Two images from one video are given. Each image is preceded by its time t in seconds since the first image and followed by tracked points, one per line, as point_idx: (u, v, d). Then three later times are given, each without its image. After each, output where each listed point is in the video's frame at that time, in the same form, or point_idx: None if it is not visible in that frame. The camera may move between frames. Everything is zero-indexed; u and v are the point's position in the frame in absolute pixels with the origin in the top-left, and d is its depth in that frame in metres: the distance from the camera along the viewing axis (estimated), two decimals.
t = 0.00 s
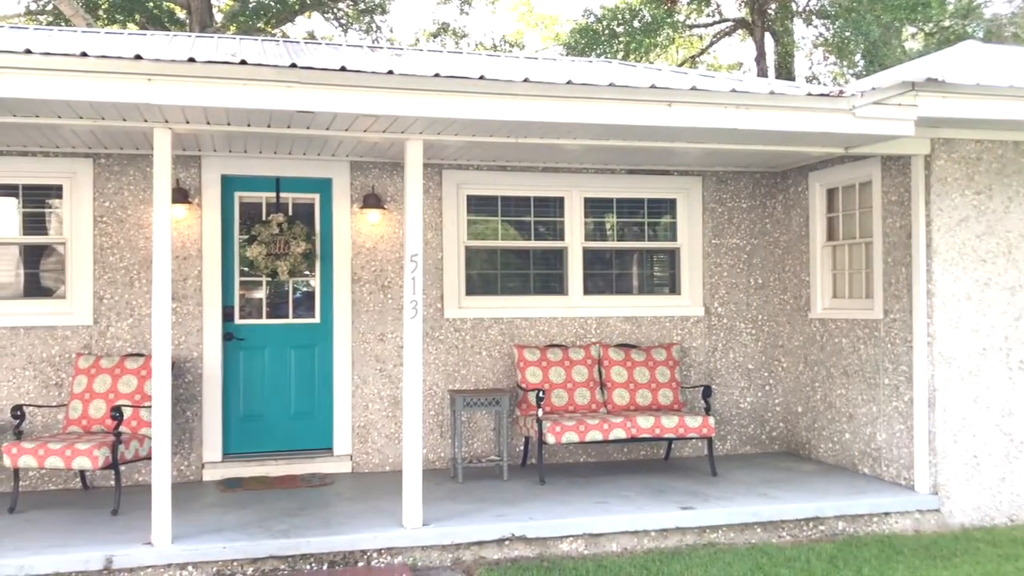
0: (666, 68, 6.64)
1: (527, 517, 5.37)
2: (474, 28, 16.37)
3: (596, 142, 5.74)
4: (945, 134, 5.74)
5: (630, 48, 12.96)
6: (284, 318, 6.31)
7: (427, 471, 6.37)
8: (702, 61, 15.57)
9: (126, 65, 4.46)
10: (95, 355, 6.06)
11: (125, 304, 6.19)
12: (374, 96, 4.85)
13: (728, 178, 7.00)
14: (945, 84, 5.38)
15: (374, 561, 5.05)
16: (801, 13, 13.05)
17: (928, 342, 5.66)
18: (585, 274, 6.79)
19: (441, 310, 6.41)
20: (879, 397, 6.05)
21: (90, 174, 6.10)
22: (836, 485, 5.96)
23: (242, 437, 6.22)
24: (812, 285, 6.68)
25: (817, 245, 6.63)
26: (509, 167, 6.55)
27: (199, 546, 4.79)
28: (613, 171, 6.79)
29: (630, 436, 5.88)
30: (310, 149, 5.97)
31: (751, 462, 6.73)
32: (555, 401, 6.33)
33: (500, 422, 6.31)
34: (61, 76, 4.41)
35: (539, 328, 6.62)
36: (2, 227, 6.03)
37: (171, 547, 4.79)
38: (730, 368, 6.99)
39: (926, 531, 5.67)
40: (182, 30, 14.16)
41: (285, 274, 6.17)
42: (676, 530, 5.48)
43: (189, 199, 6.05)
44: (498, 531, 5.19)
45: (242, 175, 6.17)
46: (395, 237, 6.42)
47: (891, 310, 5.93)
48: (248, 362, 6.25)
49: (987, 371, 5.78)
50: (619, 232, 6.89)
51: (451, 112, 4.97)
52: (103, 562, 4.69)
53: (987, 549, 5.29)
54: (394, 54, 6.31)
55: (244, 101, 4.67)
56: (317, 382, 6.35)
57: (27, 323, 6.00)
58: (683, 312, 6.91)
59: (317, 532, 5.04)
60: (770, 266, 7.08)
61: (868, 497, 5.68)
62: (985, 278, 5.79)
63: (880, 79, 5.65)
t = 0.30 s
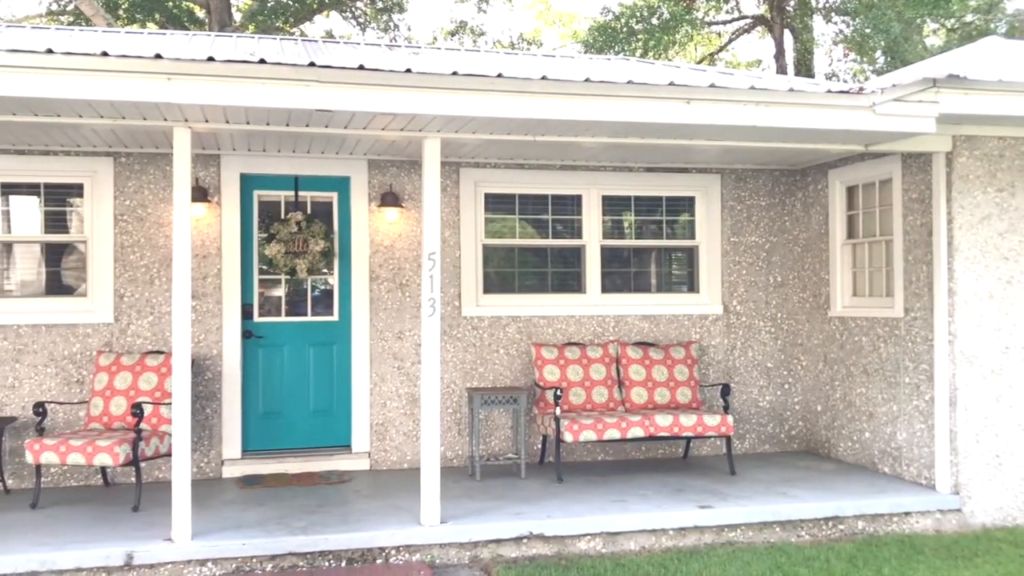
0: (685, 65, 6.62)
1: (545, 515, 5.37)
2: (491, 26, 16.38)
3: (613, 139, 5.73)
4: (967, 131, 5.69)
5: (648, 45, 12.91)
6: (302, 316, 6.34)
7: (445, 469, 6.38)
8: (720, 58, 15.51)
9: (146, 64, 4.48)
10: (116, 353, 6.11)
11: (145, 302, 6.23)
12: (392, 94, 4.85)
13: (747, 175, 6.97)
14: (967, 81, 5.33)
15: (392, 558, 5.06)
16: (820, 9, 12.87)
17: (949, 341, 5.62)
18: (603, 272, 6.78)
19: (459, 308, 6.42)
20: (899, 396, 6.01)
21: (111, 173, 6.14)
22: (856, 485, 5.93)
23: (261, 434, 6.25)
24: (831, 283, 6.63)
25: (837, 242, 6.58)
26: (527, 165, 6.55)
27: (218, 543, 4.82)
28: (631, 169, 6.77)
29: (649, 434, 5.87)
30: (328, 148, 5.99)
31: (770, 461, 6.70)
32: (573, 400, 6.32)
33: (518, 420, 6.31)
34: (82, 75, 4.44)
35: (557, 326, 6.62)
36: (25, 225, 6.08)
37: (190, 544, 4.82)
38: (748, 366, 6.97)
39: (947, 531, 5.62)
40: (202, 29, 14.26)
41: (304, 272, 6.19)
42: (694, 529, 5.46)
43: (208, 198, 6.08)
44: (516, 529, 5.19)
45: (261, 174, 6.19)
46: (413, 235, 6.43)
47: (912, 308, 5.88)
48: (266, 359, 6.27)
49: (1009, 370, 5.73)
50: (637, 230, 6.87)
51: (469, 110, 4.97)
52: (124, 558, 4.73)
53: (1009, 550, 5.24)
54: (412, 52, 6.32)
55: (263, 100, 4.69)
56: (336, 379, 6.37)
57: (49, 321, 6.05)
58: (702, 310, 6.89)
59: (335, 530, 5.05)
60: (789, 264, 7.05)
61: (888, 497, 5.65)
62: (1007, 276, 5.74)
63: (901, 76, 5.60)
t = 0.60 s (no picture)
0: (701, 62, 6.60)
1: (561, 513, 5.37)
2: (507, 24, 16.40)
3: (629, 137, 5.72)
4: (986, 128, 5.65)
5: (664, 43, 12.92)
6: (319, 314, 6.37)
7: (461, 467, 6.39)
8: (736, 55, 15.46)
9: (164, 63, 4.50)
10: (134, 350, 6.15)
11: (163, 300, 6.27)
12: (408, 93, 4.86)
13: (764, 173, 6.95)
14: (986, 77, 5.28)
15: (409, 556, 5.07)
16: (838, 6, 12.96)
17: (968, 339, 5.58)
18: (619, 270, 6.77)
19: (475, 306, 6.44)
20: (917, 395, 5.97)
21: (129, 171, 6.18)
22: (874, 484, 5.90)
23: (278, 432, 6.28)
24: (849, 281, 6.60)
25: (854, 240, 6.54)
26: (543, 163, 6.56)
27: (236, 540, 4.85)
28: (647, 167, 6.76)
29: (665, 433, 5.86)
30: (345, 146, 6.01)
31: (787, 459, 6.68)
32: (589, 398, 6.32)
33: (534, 418, 6.31)
34: (102, 74, 4.47)
35: (573, 324, 6.62)
36: (44, 224, 6.13)
37: (208, 540, 4.85)
38: (766, 365, 6.95)
39: (966, 531, 5.58)
40: (219, 29, 14.34)
41: (320, 270, 6.21)
42: (711, 528, 5.44)
43: (225, 196, 6.10)
44: (532, 527, 5.19)
45: (278, 172, 6.22)
46: (429, 233, 6.45)
47: (930, 306, 5.84)
48: (283, 357, 6.30)
49: None
50: (653, 228, 6.86)
51: (485, 108, 4.97)
52: (142, 555, 4.75)
53: None
54: (428, 50, 6.33)
55: (280, 99, 4.71)
56: (352, 377, 6.39)
57: (68, 319, 6.10)
58: (718, 309, 6.87)
59: (352, 527, 5.07)
60: (807, 262, 7.02)
61: (906, 496, 5.62)
62: None
63: (919, 72, 5.56)
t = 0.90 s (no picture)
0: (716, 59, 6.58)
1: (575, 511, 5.37)
2: (521, 22, 16.41)
3: (643, 135, 5.71)
4: (1005, 124, 5.60)
5: (679, 41, 12.84)
6: (334, 312, 6.39)
7: (476, 465, 6.40)
8: (750, 52, 15.43)
9: (179, 62, 4.52)
10: (151, 348, 6.18)
11: (179, 298, 6.31)
12: (423, 91, 4.87)
13: (779, 170, 6.93)
14: (1005, 73, 5.22)
15: (424, 553, 5.08)
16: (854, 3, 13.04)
17: (986, 337, 5.54)
18: (634, 268, 6.76)
19: (489, 304, 6.45)
20: (934, 393, 5.94)
21: (145, 170, 6.22)
22: (890, 483, 5.88)
23: (293, 429, 6.31)
24: (865, 279, 6.56)
25: (871, 238, 6.50)
26: (557, 160, 6.56)
27: (252, 537, 4.87)
28: (662, 165, 6.76)
29: (680, 431, 5.85)
30: (360, 145, 6.02)
31: (802, 458, 6.66)
32: (603, 396, 6.31)
33: (548, 416, 6.31)
34: (119, 74, 4.50)
35: (587, 322, 6.62)
36: (62, 222, 6.18)
37: (224, 537, 4.87)
38: (781, 363, 6.92)
39: (984, 530, 5.55)
40: (234, 28, 14.43)
41: (335, 268, 6.24)
42: (726, 526, 5.43)
43: (241, 195, 6.13)
44: (547, 525, 5.19)
45: (293, 171, 6.24)
46: (443, 231, 6.46)
47: (947, 304, 5.81)
48: (299, 355, 6.33)
49: None
50: (668, 226, 6.84)
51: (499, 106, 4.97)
52: (159, 551, 4.79)
53: None
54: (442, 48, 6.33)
55: (296, 97, 4.72)
56: (367, 375, 6.41)
57: (86, 317, 6.14)
58: (733, 306, 6.86)
59: (367, 524, 5.09)
60: (822, 259, 6.99)
61: (923, 495, 5.59)
62: None
63: (936, 68, 5.50)
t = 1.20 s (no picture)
0: (730, 56, 6.55)
1: (589, 508, 5.36)
2: (534, 20, 16.40)
3: (657, 132, 5.69)
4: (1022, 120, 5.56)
5: (693, 37, 12.90)
6: (348, 310, 6.40)
7: (489, 462, 6.41)
8: (764, 49, 15.38)
9: (194, 61, 4.54)
10: (167, 346, 6.21)
11: (194, 296, 6.34)
12: (436, 89, 4.87)
13: (794, 167, 6.90)
14: None
15: (437, 550, 5.09)
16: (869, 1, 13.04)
17: (1002, 335, 5.50)
18: (647, 266, 6.75)
19: (502, 302, 6.46)
20: (950, 391, 5.91)
21: (160, 169, 6.24)
22: (905, 481, 5.85)
23: (307, 426, 6.33)
24: (880, 276, 6.53)
25: (886, 235, 6.47)
26: (570, 158, 6.56)
27: (267, 534, 4.89)
28: (675, 162, 6.74)
29: (694, 429, 5.83)
30: (373, 143, 6.03)
31: (817, 456, 6.64)
32: (617, 394, 6.31)
33: (562, 414, 6.31)
34: (134, 73, 4.53)
35: (601, 320, 6.62)
36: (77, 221, 6.21)
37: (239, 534, 4.89)
38: (795, 361, 6.90)
39: (1001, 529, 5.52)
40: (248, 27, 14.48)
41: (349, 266, 6.25)
42: (740, 524, 5.41)
43: (255, 193, 6.16)
44: (560, 523, 5.19)
45: (307, 169, 6.26)
46: (456, 229, 6.47)
47: (963, 302, 5.77)
48: (313, 352, 6.35)
49: None
50: (682, 223, 6.83)
51: (513, 104, 4.96)
52: (175, 548, 4.81)
53: None
54: (456, 46, 6.33)
55: (309, 96, 4.73)
56: (380, 373, 6.43)
57: (102, 315, 6.18)
58: (747, 304, 6.84)
59: (381, 521, 5.10)
60: (837, 257, 6.96)
61: (938, 493, 5.56)
62: None
63: (953, 64, 5.43)
